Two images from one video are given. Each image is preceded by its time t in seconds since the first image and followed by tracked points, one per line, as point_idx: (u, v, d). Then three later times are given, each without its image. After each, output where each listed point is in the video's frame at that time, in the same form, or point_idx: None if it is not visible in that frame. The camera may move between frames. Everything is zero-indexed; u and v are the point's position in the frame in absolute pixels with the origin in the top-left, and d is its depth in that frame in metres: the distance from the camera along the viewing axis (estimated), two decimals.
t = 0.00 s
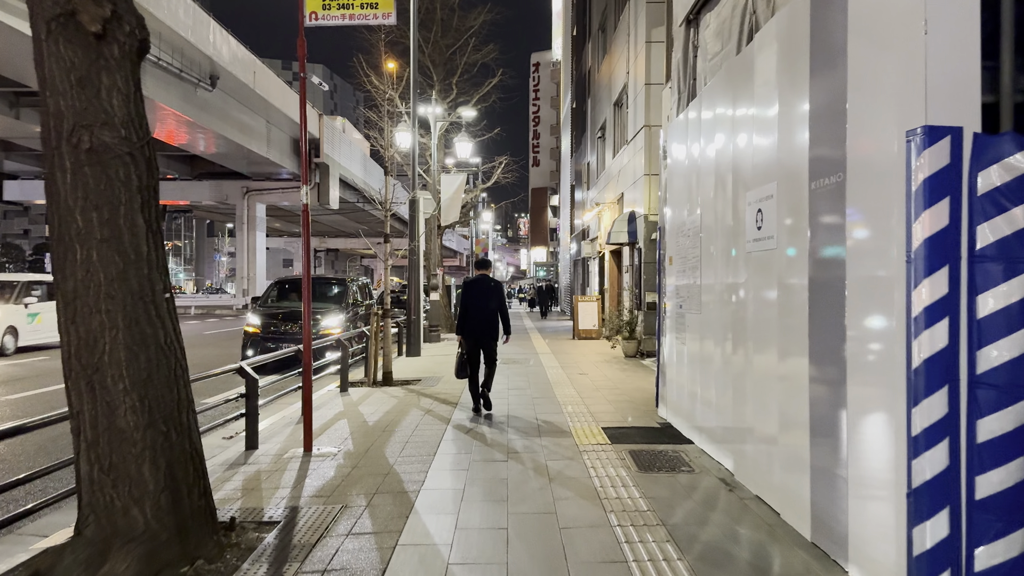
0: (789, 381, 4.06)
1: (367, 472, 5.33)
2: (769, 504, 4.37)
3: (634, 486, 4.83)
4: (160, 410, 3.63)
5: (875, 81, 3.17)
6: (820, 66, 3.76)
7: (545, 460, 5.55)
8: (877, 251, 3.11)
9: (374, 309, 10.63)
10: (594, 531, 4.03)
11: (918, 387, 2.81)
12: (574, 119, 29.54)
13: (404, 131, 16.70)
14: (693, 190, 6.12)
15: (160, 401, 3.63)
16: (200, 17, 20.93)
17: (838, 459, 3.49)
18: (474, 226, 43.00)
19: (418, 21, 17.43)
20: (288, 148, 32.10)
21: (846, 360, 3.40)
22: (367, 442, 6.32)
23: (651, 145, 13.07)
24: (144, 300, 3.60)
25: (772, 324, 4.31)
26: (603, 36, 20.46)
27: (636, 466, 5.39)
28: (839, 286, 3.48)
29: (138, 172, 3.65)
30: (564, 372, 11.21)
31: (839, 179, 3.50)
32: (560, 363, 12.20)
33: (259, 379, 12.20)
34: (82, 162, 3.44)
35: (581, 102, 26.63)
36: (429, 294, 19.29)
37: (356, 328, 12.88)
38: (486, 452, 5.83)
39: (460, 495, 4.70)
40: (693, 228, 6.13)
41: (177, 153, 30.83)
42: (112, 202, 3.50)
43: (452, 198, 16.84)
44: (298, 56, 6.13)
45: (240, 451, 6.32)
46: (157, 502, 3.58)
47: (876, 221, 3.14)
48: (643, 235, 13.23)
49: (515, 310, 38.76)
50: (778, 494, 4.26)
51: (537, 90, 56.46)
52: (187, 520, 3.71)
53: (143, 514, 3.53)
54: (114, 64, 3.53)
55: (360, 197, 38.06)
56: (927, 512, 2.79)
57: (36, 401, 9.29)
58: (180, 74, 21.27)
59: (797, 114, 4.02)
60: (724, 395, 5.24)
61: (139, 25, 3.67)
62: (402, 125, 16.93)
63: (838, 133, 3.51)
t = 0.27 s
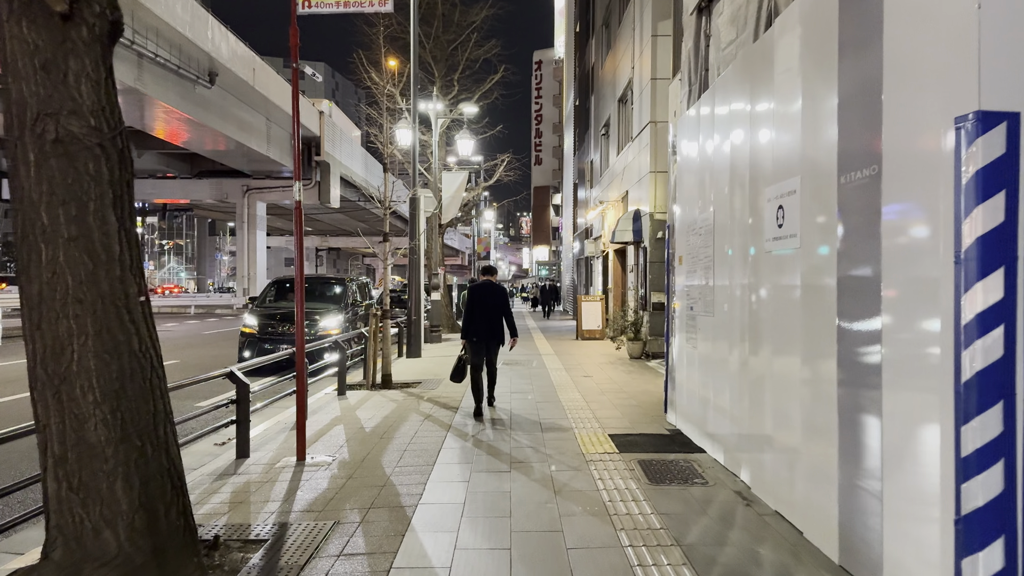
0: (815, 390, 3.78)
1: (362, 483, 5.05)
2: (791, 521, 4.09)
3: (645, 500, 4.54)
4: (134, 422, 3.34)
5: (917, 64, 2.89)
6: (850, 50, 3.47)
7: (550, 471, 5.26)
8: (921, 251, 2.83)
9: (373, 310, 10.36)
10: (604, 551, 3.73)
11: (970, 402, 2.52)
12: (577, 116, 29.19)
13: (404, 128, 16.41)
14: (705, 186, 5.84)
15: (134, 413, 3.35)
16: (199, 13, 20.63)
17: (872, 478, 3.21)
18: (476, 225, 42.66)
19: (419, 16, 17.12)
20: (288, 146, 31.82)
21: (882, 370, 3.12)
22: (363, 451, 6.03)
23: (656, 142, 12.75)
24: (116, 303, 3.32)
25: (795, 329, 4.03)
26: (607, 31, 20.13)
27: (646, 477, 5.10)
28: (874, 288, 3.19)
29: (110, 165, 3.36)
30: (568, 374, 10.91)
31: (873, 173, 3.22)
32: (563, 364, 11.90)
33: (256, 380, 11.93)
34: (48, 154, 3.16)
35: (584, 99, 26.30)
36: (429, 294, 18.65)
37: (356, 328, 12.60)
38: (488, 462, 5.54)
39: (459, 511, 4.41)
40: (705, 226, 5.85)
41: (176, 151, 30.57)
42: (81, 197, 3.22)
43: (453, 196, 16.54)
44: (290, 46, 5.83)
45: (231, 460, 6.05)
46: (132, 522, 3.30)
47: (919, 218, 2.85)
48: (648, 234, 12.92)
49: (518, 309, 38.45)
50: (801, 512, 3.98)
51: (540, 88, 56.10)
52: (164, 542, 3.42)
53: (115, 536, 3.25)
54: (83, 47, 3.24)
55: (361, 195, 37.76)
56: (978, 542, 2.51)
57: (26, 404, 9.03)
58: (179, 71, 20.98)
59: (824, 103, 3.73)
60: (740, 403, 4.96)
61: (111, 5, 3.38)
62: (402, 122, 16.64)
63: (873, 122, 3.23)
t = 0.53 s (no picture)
0: (842, 394, 3.50)
1: (354, 492, 4.75)
2: (814, 535, 3.81)
3: (655, 512, 4.25)
4: (98, 430, 3.05)
5: (962, 36, 2.60)
6: (882, 24, 3.18)
7: (553, 478, 4.97)
8: (968, 244, 2.55)
9: (371, 309, 10.09)
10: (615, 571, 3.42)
11: None
12: (581, 113, 28.85)
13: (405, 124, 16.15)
14: (717, 177, 5.55)
15: (97, 420, 3.05)
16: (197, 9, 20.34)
17: (908, 493, 2.93)
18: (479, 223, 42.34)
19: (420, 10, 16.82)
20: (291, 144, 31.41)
21: (921, 374, 2.84)
22: (357, 456, 5.74)
23: (662, 136, 12.44)
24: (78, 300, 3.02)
25: (819, 329, 3.75)
26: (611, 26, 19.81)
27: (655, 485, 4.81)
28: (911, 284, 2.91)
29: (70, 149, 3.05)
30: (572, 375, 10.61)
31: (909, 157, 2.94)
32: (567, 364, 11.60)
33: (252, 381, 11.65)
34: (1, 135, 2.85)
35: (587, 96, 25.99)
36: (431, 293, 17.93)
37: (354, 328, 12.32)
38: (488, 469, 5.25)
39: (455, 524, 4.11)
40: (717, 219, 5.56)
41: (176, 149, 30.31)
42: (37, 183, 2.91)
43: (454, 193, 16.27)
44: (280, 30, 5.53)
45: (218, 466, 5.77)
46: (95, 540, 3.00)
47: (967, 206, 2.57)
48: (654, 231, 12.61)
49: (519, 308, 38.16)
50: (825, 525, 3.71)
51: (542, 86, 55.80)
52: (131, 561, 3.12)
53: (76, 555, 2.95)
54: (40, 19, 2.94)
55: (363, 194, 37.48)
56: None
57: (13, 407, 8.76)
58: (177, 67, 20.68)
59: (851, 84, 3.45)
60: (756, 407, 4.67)
61: None
62: (403, 119, 16.36)
63: (907, 103, 2.95)
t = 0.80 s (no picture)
0: (875, 412, 3.22)
1: (346, 513, 4.47)
2: (842, 563, 3.53)
3: (668, 536, 3.95)
4: (57, 455, 2.74)
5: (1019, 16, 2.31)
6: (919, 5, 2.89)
7: (558, 497, 4.67)
8: None
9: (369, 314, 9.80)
10: None
11: None
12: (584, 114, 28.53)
13: (405, 124, 15.91)
14: (730, 177, 5.26)
15: (55, 446, 2.74)
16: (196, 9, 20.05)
17: (953, 524, 2.65)
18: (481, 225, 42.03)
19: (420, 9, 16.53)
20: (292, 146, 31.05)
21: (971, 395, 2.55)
22: (351, 471, 5.45)
23: (667, 137, 12.16)
24: (32, 311, 2.73)
25: (846, 338, 3.48)
26: (615, 26, 19.52)
27: (666, 504, 4.51)
28: (957, 295, 2.63)
29: (23, 145, 2.76)
30: (576, 381, 10.32)
31: (953, 153, 2.65)
32: (571, 370, 11.30)
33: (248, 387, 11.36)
34: None
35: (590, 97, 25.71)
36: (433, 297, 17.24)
37: (352, 332, 12.07)
38: (488, 485, 4.96)
39: (453, 550, 3.82)
40: (730, 219, 5.27)
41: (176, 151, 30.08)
42: None
43: (456, 194, 16.01)
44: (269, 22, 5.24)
45: (205, 481, 5.49)
46: None
47: None
48: (659, 233, 12.32)
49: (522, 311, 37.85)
50: (855, 552, 3.42)
51: (545, 89, 55.55)
52: None
53: None
54: None
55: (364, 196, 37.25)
56: None
57: None
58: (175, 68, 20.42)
59: (884, 74, 3.16)
60: (774, 421, 4.39)
61: None
62: (403, 119, 16.10)
63: (949, 94, 2.69)
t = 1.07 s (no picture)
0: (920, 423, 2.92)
1: (340, 528, 4.17)
2: None
3: (688, 555, 3.66)
4: (14, 470, 2.44)
5: None
6: None
7: (568, 510, 4.37)
8: None
9: (368, 315, 9.51)
10: None
11: None
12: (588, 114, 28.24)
13: (406, 124, 15.67)
14: (749, 171, 4.97)
15: (12, 460, 2.43)
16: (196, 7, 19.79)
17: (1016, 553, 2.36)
18: (484, 227, 41.76)
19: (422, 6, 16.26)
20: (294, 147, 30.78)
21: None
22: (347, 481, 5.16)
23: (675, 134, 11.85)
24: None
25: (885, 341, 3.18)
26: (620, 23, 19.22)
27: (683, 518, 4.22)
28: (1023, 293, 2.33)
29: None
30: (582, 384, 10.02)
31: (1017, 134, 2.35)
32: (577, 374, 10.99)
33: (246, 391, 11.07)
34: None
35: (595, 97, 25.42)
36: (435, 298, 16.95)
37: (353, 334, 11.81)
38: (493, 497, 4.67)
39: (455, 570, 3.53)
40: (749, 215, 4.97)
41: (177, 152, 29.86)
42: None
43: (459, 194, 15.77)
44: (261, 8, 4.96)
45: (194, 492, 5.21)
46: None
47: None
48: (667, 233, 12.02)
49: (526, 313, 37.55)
50: None
51: (548, 90, 55.27)
52: None
53: None
54: None
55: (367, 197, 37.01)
56: None
57: None
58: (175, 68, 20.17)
59: (930, 50, 2.86)
60: (800, 429, 4.10)
61: None
62: (405, 119, 15.84)
63: (1011, 69, 2.39)
